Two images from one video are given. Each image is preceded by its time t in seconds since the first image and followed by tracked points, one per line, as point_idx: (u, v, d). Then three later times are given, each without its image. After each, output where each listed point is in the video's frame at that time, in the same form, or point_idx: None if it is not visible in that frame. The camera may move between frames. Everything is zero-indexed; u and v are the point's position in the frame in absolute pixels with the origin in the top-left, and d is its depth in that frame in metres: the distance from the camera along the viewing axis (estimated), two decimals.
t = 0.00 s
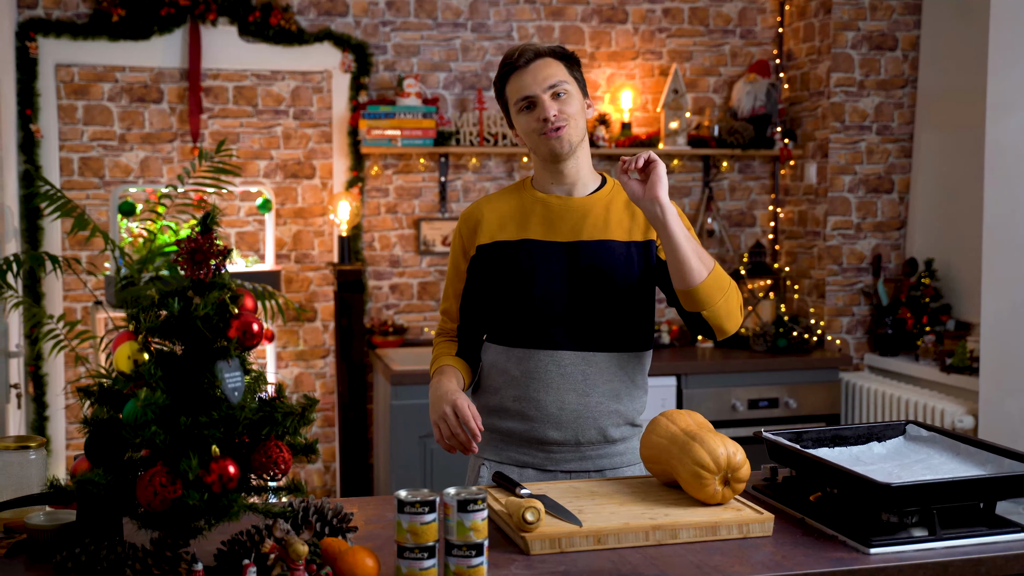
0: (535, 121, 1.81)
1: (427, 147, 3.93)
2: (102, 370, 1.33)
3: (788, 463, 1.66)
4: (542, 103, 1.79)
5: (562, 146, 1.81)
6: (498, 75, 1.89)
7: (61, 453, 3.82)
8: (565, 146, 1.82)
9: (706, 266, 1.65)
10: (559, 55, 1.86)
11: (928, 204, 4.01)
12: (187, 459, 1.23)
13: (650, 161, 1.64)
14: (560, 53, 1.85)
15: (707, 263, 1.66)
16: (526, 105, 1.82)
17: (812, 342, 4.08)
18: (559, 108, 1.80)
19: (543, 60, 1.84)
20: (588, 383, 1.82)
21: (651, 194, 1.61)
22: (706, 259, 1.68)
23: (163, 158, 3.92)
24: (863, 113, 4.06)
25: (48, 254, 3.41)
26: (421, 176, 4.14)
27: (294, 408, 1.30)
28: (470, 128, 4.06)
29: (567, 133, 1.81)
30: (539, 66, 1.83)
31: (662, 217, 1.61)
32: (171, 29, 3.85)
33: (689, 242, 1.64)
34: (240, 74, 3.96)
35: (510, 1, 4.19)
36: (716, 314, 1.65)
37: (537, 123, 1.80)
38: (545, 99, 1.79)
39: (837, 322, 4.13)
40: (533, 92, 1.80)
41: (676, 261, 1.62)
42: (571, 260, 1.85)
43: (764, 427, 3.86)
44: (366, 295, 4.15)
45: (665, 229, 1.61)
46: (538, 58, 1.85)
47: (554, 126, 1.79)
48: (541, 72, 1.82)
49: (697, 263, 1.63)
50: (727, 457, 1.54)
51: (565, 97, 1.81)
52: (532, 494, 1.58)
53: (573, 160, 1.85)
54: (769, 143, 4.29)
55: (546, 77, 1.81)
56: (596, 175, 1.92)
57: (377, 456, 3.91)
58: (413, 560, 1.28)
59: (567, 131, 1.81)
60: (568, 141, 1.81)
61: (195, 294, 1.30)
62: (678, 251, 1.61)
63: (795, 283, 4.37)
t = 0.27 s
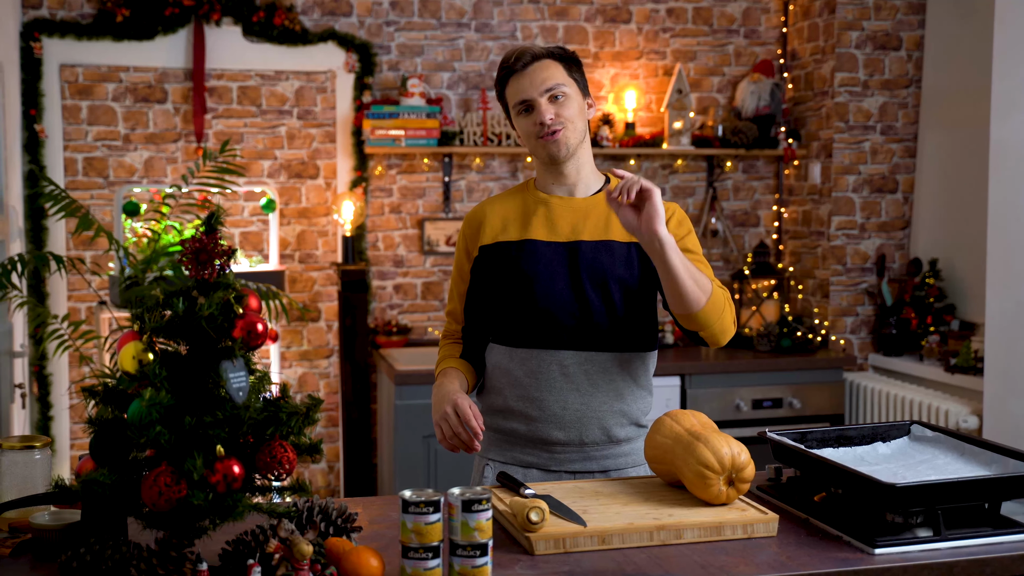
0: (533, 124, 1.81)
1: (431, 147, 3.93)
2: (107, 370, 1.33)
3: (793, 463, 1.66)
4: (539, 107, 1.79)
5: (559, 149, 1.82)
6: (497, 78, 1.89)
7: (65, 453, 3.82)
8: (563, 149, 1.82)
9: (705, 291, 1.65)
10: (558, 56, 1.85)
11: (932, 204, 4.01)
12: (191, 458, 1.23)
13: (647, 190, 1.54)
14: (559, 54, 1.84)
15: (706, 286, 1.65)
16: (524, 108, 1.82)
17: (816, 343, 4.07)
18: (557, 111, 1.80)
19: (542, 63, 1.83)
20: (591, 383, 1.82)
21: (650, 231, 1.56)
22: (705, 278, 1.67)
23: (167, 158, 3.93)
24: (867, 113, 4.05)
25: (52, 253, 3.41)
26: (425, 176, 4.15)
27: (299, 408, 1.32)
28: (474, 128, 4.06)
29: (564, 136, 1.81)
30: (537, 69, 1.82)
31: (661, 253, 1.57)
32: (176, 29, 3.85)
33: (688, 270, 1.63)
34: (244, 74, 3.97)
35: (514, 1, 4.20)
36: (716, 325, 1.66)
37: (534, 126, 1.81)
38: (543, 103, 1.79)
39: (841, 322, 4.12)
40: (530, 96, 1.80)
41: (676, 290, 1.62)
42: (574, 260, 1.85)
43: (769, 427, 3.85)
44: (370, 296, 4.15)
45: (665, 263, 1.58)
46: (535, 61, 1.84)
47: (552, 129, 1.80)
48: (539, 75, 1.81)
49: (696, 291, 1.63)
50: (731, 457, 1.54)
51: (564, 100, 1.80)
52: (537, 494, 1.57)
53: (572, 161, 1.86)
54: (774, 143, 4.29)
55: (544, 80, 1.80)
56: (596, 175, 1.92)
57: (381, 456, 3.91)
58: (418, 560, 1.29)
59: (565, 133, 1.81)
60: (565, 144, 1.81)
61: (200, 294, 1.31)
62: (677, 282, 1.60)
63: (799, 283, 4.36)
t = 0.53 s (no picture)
0: (539, 119, 1.81)
1: (435, 147, 3.93)
2: (112, 370, 1.33)
3: (797, 464, 1.65)
4: (547, 103, 1.80)
5: (562, 147, 1.81)
6: (508, 69, 1.89)
7: (69, 453, 3.83)
8: (566, 149, 1.82)
9: (712, 293, 1.65)
10: (572, 56, 1.86)
11: (937, 204, 4.00)
12: (196, 459, 1.24)
13: (646, 203, 1.52)
14: (573, 54, 1.84)
15: (713, 288, 1.65)
16: (532, 102, 1.82)
17: (820, 342, 4.07)
18: (564, 109, 1.80)
19: (555, 60, 1.84)
20: (595, 383, 1.82)
21: (652, 241, 1.54)
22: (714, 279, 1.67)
23: (171, 158, 3.93)
24: (871, 113, 4.04)
25: (58, 254, 3.42)
26: (429, 176, 4.15)
27: (303, 408, 1.31)
28: (478, 128, 4.06)
29: (570, 135, 1.81)
30: (550, 65, 1.83)
31: (666, 260, 1.56)
32: (180, 29, 3.86)
33: (696, 273, 1.62)
34: (249, 74, 3.97)
35: (518, 1, 4.19)
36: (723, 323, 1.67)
37: (540, 122, 1.81)
38: (551, 99, 1.80)
39: (845, 322, 4.12)
40: (539, 91, 1.81)
41: (683, 294, 1.62)
42: (578, 261, 1.85)
43: (773, 427, 3.85)
44: (374, 296, 4.15)
45: (672, 270, 1.58)
46: (549, 57, 1.84)
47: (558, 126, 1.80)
48: (551, 72, 1.82)
49: (704, 294, 1.63)
50: (735, 457, 1.54)
51: (573, 99, 1.80)
52: (540, 494, 1.58)
53: (575, 161, 1.86)
54: (778, 143, 4.29)
55: (554, 77, 1.81)
56: (599, 177, 1.92)
57: (385, 456, 3.91)
58: (422, 560, 1.29)
59: (570, 132, 1.81)
60: (569, 143, 1.81)
61: (205, 294, 1.30)
62: (684, 287, 1.60)
63: (803, 283, 4.36)
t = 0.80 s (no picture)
0: (543, 114, 1.81)
1: (438, 147, 3.93)
2: (113, 371, 1.33)
3: (798, 464, 1.65)
4: (553, 99, 1.80)
5: (564, 145, 1.81)
6: (521, 62, 1.89)
7: (73, 453, 3.84)
8: (568, 147, 1.81)
9: (719, 278, 1.66)
10: (586, 57, 1.86)
11: (940, 204, 3.99)
12: (197, 459, 1.24)
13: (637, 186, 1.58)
14: (586, 53, 1.84)
15: (720, 274, 1.67)
16: (539, 97, 1.82)
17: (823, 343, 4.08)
18: (570, 107, 1.80)
19: (567, 58, 1.84)
20: (601, 385, 1.82)
21: (652, 221, 1.59)
22: (720, 270, 1.69)
23: (174, 158, 3.94)
24: (874, 113, 4.04)
25: (61, 254, 3.42)
26: (432, 176, 4.15)
27: (304, 409, 1.31)
28: (481, 129, 4.06)
29: (574, 133, 1.81)
30: (561, 63, 1.83)
31: (667, 240, 1.60)
32: (183, 30, 3.86)
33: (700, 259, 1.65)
34: (252, 75, 3.98)
35: (521, 2, 4.19)
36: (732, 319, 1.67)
37: (544, 117, 1.80)
38: (558, 96, 1.80)
39: (848, 323, 4.11)
40: (547, 86, 1.81)
41: (689, 281, 1.63)
42: (584, 262, 1.85)
43: (776, 428, 3.84)
44: (377, 296, 4.15)
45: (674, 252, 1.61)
46: (562, 55, 1.85)
47: (561, 123, 1.79)
48: (561, 69, 1.82)
49: (711, 279, 1.65)
50: (737, 457, 1.54)
51: (579, 98, 1.80)
52: (542, 495, 1.58)
53: (577, 160, 1.85)
54: (781, 143, 4.28)
55: (564, 74, 1.81)
56: (602, 178, 1.92)
57: (388, 456, 3.91)
58: (423, 561, 1.29)
59: (573, 130, 1.80)
60: (571, 141, 1.81)
61: (206, 295, 1.30)
62: (689, 271, 1.62)
63: (805, 284, 4.36)
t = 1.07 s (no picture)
0: (549, 112, 1.81)
1: (440, 147, 3.94)
2: (115, 372, 1.33)
3: (800, 465, 1.65)
4: (560, 97, 1.80)
5: (569, 144, 1.81)
6: (529, 61, 1.91)
7: (75, 453, 3.84)
8: (573, 146, 1.81)
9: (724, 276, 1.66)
10: (594, 57, 1.87)
11: (942, 205, 3.99)
12: (199, 460, 1.24)
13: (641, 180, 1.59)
14: (594, 53, 1.85)
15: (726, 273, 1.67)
16: (545, 95, 1.83)
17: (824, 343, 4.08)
18: (576, 105, 1.80)
19: (574, 58, 1.85)
20: (605, 386, 1.82)
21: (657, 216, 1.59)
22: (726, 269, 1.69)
23: (177, 158, 3.94)
24: (876, 113, 4.04)
25: (63, 255, 3.43)
26: (434, 176, 4.15)
27: (306, 409, 1.31)
28: (482, 129, 4.06)
29: (578, 131, 1.81)
30: (569, 62, 1.84)
31: (672, 235, 1.60)
32: (185, 30, 3.86)
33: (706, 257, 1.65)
34: (254, 75, 3.98)
35: (523, 2, 4.19)
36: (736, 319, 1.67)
37: (549, 115, 1.81)
38: (564, 94, 1.80)
39: (850, 323, 4.11)
40: (554, 85, 1.82)
41: (694, 277, 1.63)
42: (588, 263, 1.85)
43: (777, 428, 3.84)
44: (379, 296, 4.15)
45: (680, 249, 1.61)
46: (570, 54, 1.86)
47: (566, 121, 1.80)
48: (568, 68, 1.83)
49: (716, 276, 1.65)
50: (738, 458, 1.54)
51: (585, 97, 1.81)
52: (544, 495, 1.58)
53: (582, 159, 1.86)
54: (782, 143, 4.28)
55: (571, 73, 1.82)
56: (606, 178, 1.93)
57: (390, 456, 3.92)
58: (424, 561, 1.29)
59: (579, 128, 1.80)
60: (576, 138, 1.80)
61: (208, 296, 1.31)
62: (694, 267, 1.62)
63: (807, 284, 4.35)
